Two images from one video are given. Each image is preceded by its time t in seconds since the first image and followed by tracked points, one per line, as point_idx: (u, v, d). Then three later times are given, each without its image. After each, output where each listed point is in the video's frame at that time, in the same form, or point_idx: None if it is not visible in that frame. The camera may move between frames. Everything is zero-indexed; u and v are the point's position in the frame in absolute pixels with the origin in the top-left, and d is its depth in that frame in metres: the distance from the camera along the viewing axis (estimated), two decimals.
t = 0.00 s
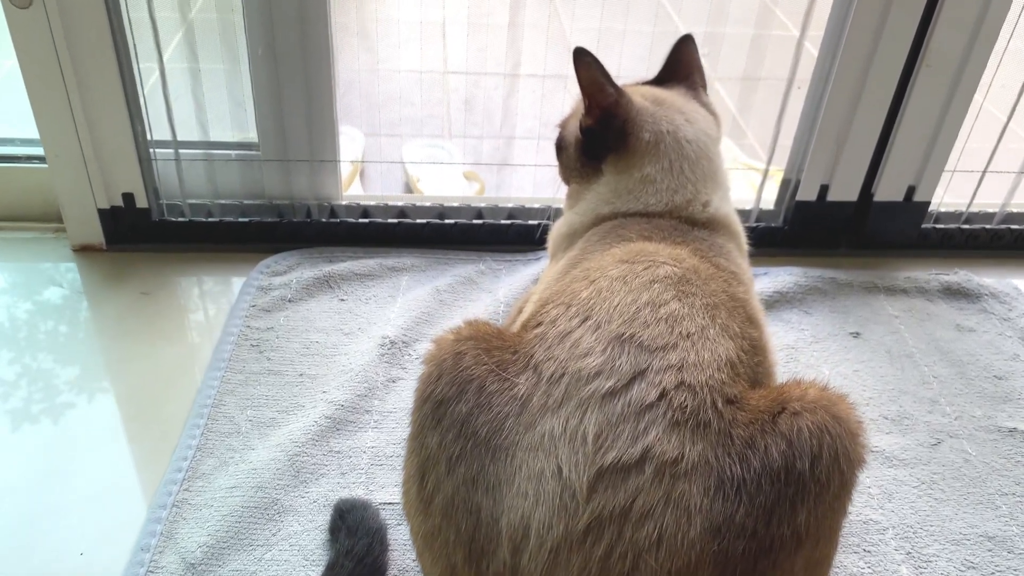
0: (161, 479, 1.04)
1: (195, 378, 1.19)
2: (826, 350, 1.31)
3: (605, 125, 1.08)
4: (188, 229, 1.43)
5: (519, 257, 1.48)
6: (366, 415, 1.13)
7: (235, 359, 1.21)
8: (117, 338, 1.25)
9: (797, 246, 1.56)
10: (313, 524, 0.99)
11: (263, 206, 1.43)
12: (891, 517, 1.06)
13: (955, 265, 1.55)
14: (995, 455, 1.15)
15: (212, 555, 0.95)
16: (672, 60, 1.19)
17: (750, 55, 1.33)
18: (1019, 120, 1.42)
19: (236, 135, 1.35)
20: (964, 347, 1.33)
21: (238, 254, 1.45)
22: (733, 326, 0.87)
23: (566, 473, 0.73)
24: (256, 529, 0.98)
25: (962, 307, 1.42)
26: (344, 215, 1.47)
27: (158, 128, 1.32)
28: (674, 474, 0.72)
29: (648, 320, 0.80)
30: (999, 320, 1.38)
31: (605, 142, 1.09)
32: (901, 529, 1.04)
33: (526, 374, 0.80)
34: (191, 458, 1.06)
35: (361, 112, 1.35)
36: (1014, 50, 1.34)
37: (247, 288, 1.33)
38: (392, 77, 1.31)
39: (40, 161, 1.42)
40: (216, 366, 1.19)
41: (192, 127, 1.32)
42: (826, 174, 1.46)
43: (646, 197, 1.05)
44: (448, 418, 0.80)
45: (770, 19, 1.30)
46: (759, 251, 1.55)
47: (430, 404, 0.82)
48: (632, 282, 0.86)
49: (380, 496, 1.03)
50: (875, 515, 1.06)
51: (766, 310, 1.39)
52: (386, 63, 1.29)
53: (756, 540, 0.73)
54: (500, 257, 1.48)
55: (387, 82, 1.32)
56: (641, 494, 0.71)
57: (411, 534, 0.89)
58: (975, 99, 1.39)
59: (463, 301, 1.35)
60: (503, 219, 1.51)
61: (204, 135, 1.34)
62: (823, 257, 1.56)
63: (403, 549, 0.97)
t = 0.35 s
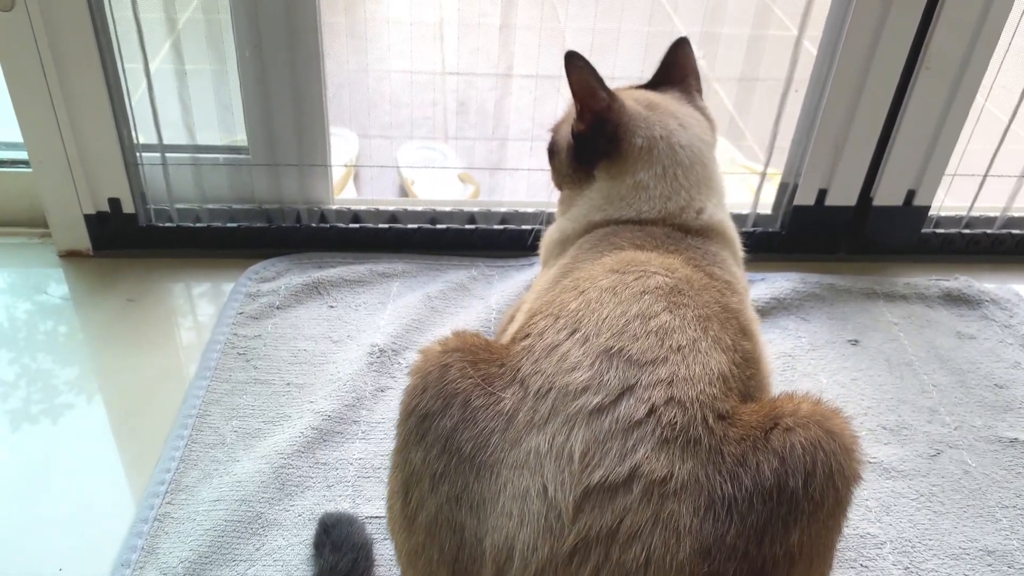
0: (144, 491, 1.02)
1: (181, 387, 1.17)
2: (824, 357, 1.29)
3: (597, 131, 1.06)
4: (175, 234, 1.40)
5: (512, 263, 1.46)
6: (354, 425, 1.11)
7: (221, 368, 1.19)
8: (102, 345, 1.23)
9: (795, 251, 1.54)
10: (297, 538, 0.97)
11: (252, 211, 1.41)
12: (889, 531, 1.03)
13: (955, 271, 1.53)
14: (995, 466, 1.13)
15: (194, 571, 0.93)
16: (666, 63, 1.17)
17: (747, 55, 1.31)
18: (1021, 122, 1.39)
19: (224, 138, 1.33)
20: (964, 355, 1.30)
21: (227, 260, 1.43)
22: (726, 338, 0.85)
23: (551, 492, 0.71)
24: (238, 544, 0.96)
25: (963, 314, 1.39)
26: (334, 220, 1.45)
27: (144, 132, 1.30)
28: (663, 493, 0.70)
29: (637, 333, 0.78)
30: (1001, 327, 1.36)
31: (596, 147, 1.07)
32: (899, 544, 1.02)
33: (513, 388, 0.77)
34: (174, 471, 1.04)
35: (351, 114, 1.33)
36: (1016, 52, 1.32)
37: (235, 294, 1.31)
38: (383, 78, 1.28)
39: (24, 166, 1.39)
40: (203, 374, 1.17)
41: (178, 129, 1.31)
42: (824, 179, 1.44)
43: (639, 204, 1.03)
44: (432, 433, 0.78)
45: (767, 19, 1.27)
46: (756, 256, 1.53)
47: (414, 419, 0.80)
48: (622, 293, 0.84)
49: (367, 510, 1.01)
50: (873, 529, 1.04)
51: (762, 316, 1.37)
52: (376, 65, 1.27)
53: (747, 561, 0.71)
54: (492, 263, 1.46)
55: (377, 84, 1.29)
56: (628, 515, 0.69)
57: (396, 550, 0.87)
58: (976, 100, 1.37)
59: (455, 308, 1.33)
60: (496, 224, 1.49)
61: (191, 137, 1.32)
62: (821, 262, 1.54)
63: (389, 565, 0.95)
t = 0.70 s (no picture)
0: (128, 504, 0.99)
1: (167, 395, 1.15)
2: (824, 364, 1.26)
3: (590, 134, 1.03)
4: (164, 238, 1.38)
5: (507, 267, 1.44)
6: (343, 435, 1.09)
7: (209, 376, 1.16)
8: (89, 352, 1.20)
9: (795, 254, 1.51)
10: (284, 552, 0.95)
11: (242, 214, 1.38)
12: (891, 543, 1.01)
13: (959, 275, 1.50)
14: (1000, 476, 1.10)
15: None
16: (662, 64, 1.14)
17: (746, 54, 1.28)
18: None
19: (214, 141, 1.31)
20: (968, 361, 1.28)
21: (217, 265, 1.41)
22: (723, 349, 0.82)
23: (541, 512, 0.69)
24: (223, 558, 0.93)
25: (966, 319, 1.36)
26: (326, 224, 1.42)
27: (132, 135, 1.28)
28: (656, 513, 0.67)
29: (630, 345, 0.76)
30: (1005, 331, 1.33)
31: (590, 151, 1.04)
32: (902, 557, 0.99)
33: (502, 402, 0.75)
34: (158, 483, 1.01)
35: (342, 115, 1.31)
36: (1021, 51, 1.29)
37: (224, 300, 1.28)
38: (373, 78, 1.26)
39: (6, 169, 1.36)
40: (190, 382, 1.15)
41: (166, 133, 1.28)
42: (825, 181, 1.41)
43: (634, 208, 1.00)
44: (420, 449, 0.76)
45: (767, 17, 1.24)
46: (756, 259, 1.51)
47: (400, 434, 0.77)
48: (615, 302, 0.81)
49: (356, 523, 0.98)
50: (874, 541, 1.01)
51: (762, 322, 1.34)
52: (366, 65, 1.24)
53: None
54: (487, 267, 1.43)
55: (368, 85, 1.27)
56: (620, 535, 0.67)
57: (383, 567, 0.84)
58: (981, 99, 1.34)
59: (448, 313, 1.31)
60: (491, 227, 1.46)
61: (179, 140, 1.29)
62: (822, 265, 1.51)
63: None
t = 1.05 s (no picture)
0: (109, 516, 0.97)
1: (153, 402, 1.12)
2: (824, 370, 1.24)
3: (581, 135, 1.01)
4: (151, 242, 1.35)
5: (500, 271, 1.41)
6: (331, 445, 1.06)
7: (195, 384, 1.14)
8: (74, 358, 1.18)
9: (794, 257, 1.49)
10: (268, 567, 0.92)
11: (230, 217, 1.36)
12: (893, 556, 0.98)
13: (961, 278, 1.47)
14: (1004, 486, 1.08)
15: None
16: (656, 65, 1.12)
17: (745, 51, 1.25)
18: None
19: (201, 142, 1.28)
20: (971, 367, 1.25)
21: (205, 269, 1.38)
22: (718, 359, 0.80)
23: (528, 532, 0.66)
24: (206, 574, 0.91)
25: (969, 323, 1.34)
26: (316, 227, 1.40)
27: (117, 137, 1.25)
28: (647, 533, 0.65)
29: (622, 357, 0.73)
30: (1008, 336, 1.31)
31: (581, 153, 1.02)
32: (903, 570, 0.97)
33: (489, 416, 0.73)
34: (142, 495, 0.99)
35: (332, 115, 1.28)
36: None
37: (211, 306, 1.26)
38: (363, 78, 1.23)
39: None
40: (176, 390, 1.12)
41: (152, 135, 1.26)
42: (825, 183, 1.38)
43: (626, 212, 0.98)
44: (404, 464, 0.73)
45: (765, 14, 1.21)
46: (755, 263, 1.48)
47: (384, 448, 0.75)
48: (607, 312, 0.79)
49: (343, 536, 0.96)
50: (875, 554, 0.98)
51: (761, 327, 1.32)
52: (356, 66, 1.22)
53: None
54: (480, 271, 1.41)
55: (358, 84, 1.24)
56: (610, 556, 0.64)
57: None
58: (984, 99, 1.32)
59: (440, 319, 1.28)
60: (484, 230, 1.44)
61: (166, 142, 1.27)
62: (821, 268, 1.49)
63: None
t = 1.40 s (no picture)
0: (92, 532, 0.95)
1: (140, 412, 1.10)
2: (824, 378, 1.22)
3: (572, 141, 0.99)
4: (139, 249, 1.33)
5: (495, 277, 1.39)
6: (320, 458, 1.04)
7: (182, 395, 1.12)
8: (60, 367, 1.16)
9: (794, 263, 1.46)
10: None
11: (219, 223, 1.34)
12: (893, 571, 0.96)
13: (964, 283, 1.45)
14: (1007, 498, 1.05)
15: None
16: (647, 71, 1.10)
17: (742, 49, 1.23)
18: None
19: (189, 149, 1.26)
20: (974, 375, 1.23)
21: (194, 275, 1.36)
22: (715, 373, 0.77)
23: (516, 557, 0.65)
24: None
25: (971, 330, 1.32)
26: (308, 233, 1.38)
27: (104, 141, 1.23)
28: (639, 557, 0.63)
29: (614, 373, 0.71)
30: (1012, 343, 1.29)
31: (572, 158, 1.00)
32: None
33: (477, 434, 0.70)
34: (126, 510, 0.97)
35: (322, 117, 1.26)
36: None
37: (199, 314, 1.24)
38: (354, 77, 1.21)
39: None
40: (162, 401, 1.10)
41: (139, 139, 1.23)
42: (824, 187, 1.36)
43: (620, 218, 0.95)
44: (390, 484, 0.71)
45: (764, 11, 1.19)
46: (753, 268, 1.46)
47: (370, 467, 0.73)
48: (599, 325, 0.76)
49: (331, 552, 0.94)
50: (875, 568, 0.96)
51: (759, 334, 1.29)
52: (347, 69, 1.20)
53: None
54: (474, 277, 1.38)
55: (349, 87, 1.22)
56: None
57: None
58: (988, 99, 1.29)
59: (433, 327, 1.26)
60: (479, 236, 1.42)
61: (153, 147, 1.24)
62: (821, 274, 1.46)
63: None
